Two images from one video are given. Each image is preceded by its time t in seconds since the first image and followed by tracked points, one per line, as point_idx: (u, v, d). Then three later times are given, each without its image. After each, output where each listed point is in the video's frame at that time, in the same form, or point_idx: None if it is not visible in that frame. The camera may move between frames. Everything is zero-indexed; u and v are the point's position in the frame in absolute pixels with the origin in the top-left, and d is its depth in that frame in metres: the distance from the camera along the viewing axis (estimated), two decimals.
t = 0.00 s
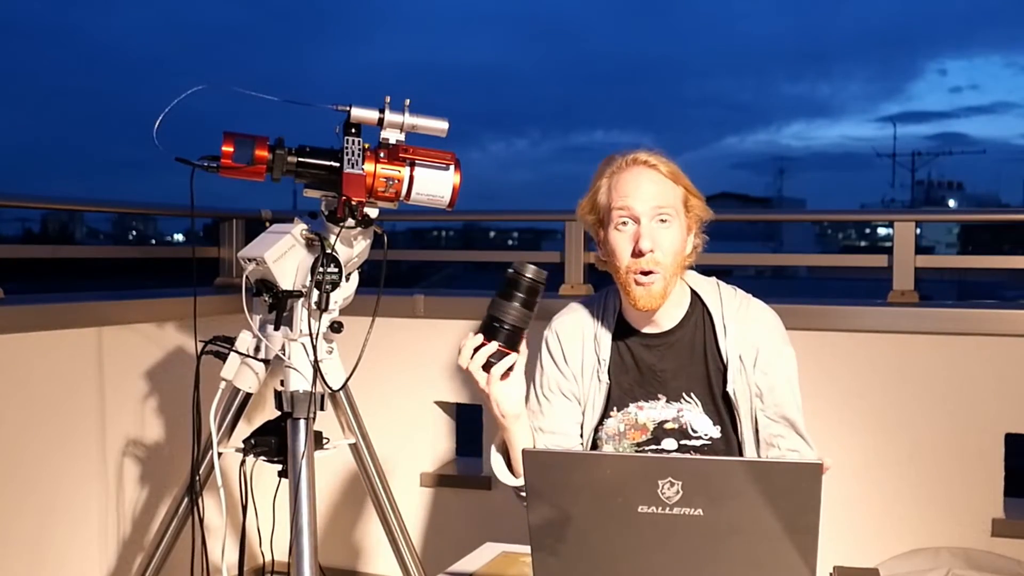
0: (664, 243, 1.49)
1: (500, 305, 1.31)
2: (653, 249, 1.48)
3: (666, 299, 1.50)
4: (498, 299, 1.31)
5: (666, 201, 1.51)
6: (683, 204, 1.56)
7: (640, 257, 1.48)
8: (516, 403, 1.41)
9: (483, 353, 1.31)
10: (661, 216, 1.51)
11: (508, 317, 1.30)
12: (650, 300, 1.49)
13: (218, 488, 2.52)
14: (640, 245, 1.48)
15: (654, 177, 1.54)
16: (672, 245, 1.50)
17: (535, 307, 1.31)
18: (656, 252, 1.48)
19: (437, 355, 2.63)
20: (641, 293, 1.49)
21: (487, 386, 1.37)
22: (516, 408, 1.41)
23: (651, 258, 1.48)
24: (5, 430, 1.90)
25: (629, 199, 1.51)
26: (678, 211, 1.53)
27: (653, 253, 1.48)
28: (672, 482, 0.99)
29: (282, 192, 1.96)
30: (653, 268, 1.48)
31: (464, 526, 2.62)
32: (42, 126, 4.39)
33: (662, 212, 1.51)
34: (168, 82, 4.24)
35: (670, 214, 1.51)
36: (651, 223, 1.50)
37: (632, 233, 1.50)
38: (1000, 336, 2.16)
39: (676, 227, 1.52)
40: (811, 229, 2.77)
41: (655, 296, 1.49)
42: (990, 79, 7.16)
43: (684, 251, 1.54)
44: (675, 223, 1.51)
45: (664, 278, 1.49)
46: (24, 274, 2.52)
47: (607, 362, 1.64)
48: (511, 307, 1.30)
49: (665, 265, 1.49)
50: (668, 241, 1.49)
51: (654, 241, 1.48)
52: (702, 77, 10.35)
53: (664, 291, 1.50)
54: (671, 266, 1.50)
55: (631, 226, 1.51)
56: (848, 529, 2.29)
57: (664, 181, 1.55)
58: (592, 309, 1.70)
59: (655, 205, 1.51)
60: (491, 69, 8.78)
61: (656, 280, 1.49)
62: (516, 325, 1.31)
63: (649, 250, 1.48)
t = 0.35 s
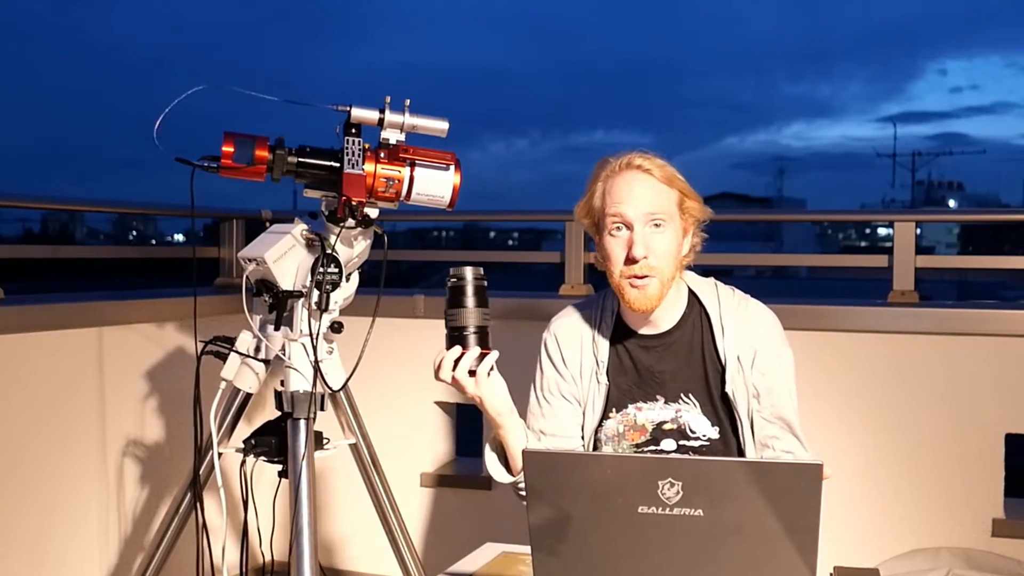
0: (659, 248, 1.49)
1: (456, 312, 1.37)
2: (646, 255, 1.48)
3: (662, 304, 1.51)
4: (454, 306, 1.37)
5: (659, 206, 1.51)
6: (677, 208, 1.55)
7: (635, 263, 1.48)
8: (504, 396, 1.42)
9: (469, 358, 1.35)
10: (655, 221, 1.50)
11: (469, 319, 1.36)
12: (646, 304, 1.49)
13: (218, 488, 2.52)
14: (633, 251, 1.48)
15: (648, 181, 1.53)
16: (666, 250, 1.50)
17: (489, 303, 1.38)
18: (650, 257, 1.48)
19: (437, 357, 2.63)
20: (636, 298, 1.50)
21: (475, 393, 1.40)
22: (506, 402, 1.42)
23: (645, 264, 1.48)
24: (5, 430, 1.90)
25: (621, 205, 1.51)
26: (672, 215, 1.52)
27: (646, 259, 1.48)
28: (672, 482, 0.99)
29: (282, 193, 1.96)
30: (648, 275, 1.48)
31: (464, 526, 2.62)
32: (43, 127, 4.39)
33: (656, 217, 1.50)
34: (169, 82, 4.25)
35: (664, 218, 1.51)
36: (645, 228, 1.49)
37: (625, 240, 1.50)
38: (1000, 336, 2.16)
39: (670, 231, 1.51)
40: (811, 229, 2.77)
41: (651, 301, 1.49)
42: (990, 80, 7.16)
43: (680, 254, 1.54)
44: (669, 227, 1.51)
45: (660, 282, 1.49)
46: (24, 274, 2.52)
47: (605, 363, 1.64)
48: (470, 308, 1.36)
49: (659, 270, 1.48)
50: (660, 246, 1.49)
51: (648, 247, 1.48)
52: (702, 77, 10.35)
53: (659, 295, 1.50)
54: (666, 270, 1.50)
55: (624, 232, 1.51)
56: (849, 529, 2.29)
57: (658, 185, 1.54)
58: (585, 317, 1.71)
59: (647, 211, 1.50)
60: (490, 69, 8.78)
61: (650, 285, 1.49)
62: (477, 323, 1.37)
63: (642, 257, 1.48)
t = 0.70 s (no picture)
0: (630, 255, 1.48)
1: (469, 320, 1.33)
2: (616, 262, 1.48)
3: (638, 309, 1.51)
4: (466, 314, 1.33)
5: (631, 212, 1.49)
6: (656, 210, 1.53)
7: (606, 270, 1.49)
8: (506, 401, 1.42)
9: (476, 372, 1.35)
10: (626, 228, 1.49)
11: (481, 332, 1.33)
12: (619, 311, 1.50)
13: (218, 488, 2.51)
14: (602, 259, 1.48)
15: (624, 185, 1.51)
16: (639, 256, 1.49)
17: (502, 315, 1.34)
18: (619, 265, 1.48)
19: (436, 357, 2.63)
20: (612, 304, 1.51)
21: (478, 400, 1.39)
22: (507, 406, 1.43)
23: (615, 271, 1.49)
24: (5, 430, 1.90)
25: (593, 212, 1.51)
26: (646, 220, 1.50)
27: (616, 266, 1.49)
28: (672, 482, 0.99)
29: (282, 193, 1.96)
30: (619, 281, 1.48)
31: (464, 527, 2.62)
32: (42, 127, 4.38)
33: (628, 224, 1.49)
34: (169, 82, 4.24)
35: (637, 224, 1.49)
36: (615, 236, 1.49)
37: (598, 247, 1.51)
38: (1000, 336, 2.16)
39: (643, 237, 1.50)
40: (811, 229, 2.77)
41: (624, 308, 1.50)
42: (991, 81, 7.15)
43: (658, 257, 1.52)
44: (641, 233, 1.50)
45: (633, 289, 1.50)
46: (24, 275, 2.52)
47: (605, 365, 1.64)
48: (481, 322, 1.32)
49: (631, 276, 1.49)
50: (632, 253, 1.48)
51: (617, 255, 1.48)
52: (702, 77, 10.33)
53: (636, 300, 1.50)
54: (638, 276, 1.49)
55: (598, 239, 1.51)
56: (848, 529, 2.28)
57: (635, 188, 1.52)
58: (580, 322, 1.71)
59: (618, 218, 1.49)
60: (490, 69, 8.76)
61: (624, 291, 1.49)
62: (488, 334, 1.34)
63: (612, 264, 1.48)
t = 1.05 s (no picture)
0: (629, 251, 1.48)
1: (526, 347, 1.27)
2: (617, 259, 1.48)
3: (642, 305, 1.51)
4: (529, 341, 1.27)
5: (626, 208, 1.49)
6: (649, 204, 1.53)
7: (607, 269, 1.49)
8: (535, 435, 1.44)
9: (513, 403, 1.31)
10: (623, 225, 1.49)
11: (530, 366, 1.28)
12: (624, 308, 1.50)
13: (218, 488, 2.51)
14: (603, 258, 1.48)
15: (615, 183, 1.52)
16: (639, 251, 1.49)
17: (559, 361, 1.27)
18: (620, 262, 1.48)
19: (436, 356, 2.64)
20: (617, 303, 1.51)
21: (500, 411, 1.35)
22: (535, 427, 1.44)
23: (618, 268, 1.48)
24: (5, 430, 1.90)
25: (588, 214, 1.51)
26: (642, 214, 1.51)
27: (617, 264, 1.48)
28: (672, 483, 0.99)
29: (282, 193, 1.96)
30: (622, 278, 1.48)
31: (464, 527, 2.62)
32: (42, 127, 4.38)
33: (624, 221, 1.49)
34: (168, 82, 4.23)
35: (633, 219, 1.50)
36: (613, 233, 1.49)
37: (597, 247, 1.51)
38: (1000, 336, 2.16)
39: (641, 232, 1.50)
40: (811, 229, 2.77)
41: (630, 305, 1.50)
42: (991, 81, 7.14)
43: (656, 252, 1.53)
44: (639, 229, 1.50)
45: (636, 284, 1.50)
46: (24, 275, 2.52)
47: (605, 365, 1.65)
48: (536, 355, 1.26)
49: (633, 272, 1.49)
50: (632, 248, 1.49)
51: (617, 252, 1.48)
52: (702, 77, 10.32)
53: (641, 295, 1.50)
54: (639, 271, 1.49)
55: (596, 239, 1.51)
56: (848, 529, 2.28)
57: (626, 185, 1.52)
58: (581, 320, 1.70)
59: (614, 215, 1.49)
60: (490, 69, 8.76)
61: (628, 287, 1.49)
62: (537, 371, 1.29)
63: (613, 262, 1.48)
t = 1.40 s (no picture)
0: (627, 250, 1.49)
1: (602, 367, 1.31)
2: (615, 259, 1.49)
3: (642, 303, 1.51)
4: (611, 364, 1.32)
5: (623, 207, 1.50)
6: (646, 202, 1.53)
7: (605, 269, 1.50)
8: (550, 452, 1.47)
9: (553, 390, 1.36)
10: (620, 224, 1.49)
11: (596, 390, 1.31)
12: (624, 307, 1.50)
13: (218, 488, 2.51)
14: (602, 257, 1.49)
15: (612, 182, 1.52)
16: (637, 249, 1.49)
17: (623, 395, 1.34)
18: (618, 261, 1.49)
19: (435, 356, 2.64)
20: (616, 301, 1.52)
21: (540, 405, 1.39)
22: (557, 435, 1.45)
23: (616, 268, 1.49)
24: (4, 431, 1.90)
25: (586, 214, 1.51)
26: (639, 213, 1.51)
27: (615, 263, 1.49)
28: (672, 483, 0.98)
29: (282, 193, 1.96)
30: (621, 278, 1.49)
31: (465, 526, 2.62)
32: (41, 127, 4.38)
33: (621, 220, 1.49)
34: (168, 82, 4.22)
35: (631, 219, 1.50)
36: (611, 233, 1.49)
37: (595, 247, 1.51)
38: (1000, 336, 2.16)
39: (639, 231, 1.50)
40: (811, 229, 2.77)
41: (629, 303, 1.50)
42: (991, 81, 7.14)
43: (655, 250, 1.53)
44: (637, 228, 1.50)
45: (635, 283, 1.50)
46: (24, 275, 2.51)
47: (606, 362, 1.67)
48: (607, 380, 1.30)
49: (632, 270, 1.49)
50: (630, 247, 1.49)
51: (615, 252, 1.48)
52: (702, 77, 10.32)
53: (640, 294, 1.51)
54: (638, 270, 1.50)
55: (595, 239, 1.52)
56: (848, 529, 2.28)
57: (623, 184, 1.52)
58: (582, 320, 1.72)
59: (611, 215, 1.49)
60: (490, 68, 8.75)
61: (627, 286, 1.50)
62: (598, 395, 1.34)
63: (612, 261, 1.49)
